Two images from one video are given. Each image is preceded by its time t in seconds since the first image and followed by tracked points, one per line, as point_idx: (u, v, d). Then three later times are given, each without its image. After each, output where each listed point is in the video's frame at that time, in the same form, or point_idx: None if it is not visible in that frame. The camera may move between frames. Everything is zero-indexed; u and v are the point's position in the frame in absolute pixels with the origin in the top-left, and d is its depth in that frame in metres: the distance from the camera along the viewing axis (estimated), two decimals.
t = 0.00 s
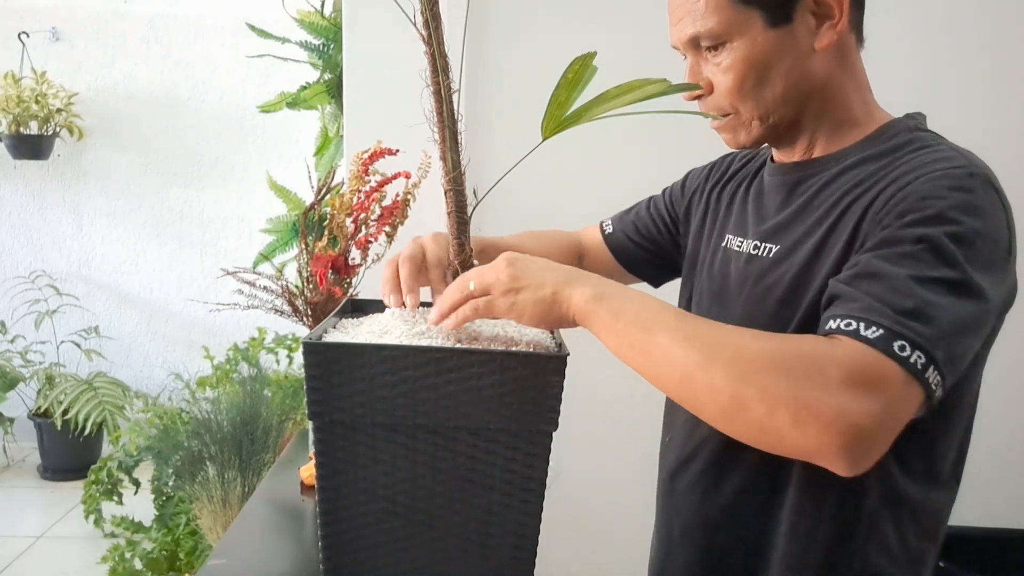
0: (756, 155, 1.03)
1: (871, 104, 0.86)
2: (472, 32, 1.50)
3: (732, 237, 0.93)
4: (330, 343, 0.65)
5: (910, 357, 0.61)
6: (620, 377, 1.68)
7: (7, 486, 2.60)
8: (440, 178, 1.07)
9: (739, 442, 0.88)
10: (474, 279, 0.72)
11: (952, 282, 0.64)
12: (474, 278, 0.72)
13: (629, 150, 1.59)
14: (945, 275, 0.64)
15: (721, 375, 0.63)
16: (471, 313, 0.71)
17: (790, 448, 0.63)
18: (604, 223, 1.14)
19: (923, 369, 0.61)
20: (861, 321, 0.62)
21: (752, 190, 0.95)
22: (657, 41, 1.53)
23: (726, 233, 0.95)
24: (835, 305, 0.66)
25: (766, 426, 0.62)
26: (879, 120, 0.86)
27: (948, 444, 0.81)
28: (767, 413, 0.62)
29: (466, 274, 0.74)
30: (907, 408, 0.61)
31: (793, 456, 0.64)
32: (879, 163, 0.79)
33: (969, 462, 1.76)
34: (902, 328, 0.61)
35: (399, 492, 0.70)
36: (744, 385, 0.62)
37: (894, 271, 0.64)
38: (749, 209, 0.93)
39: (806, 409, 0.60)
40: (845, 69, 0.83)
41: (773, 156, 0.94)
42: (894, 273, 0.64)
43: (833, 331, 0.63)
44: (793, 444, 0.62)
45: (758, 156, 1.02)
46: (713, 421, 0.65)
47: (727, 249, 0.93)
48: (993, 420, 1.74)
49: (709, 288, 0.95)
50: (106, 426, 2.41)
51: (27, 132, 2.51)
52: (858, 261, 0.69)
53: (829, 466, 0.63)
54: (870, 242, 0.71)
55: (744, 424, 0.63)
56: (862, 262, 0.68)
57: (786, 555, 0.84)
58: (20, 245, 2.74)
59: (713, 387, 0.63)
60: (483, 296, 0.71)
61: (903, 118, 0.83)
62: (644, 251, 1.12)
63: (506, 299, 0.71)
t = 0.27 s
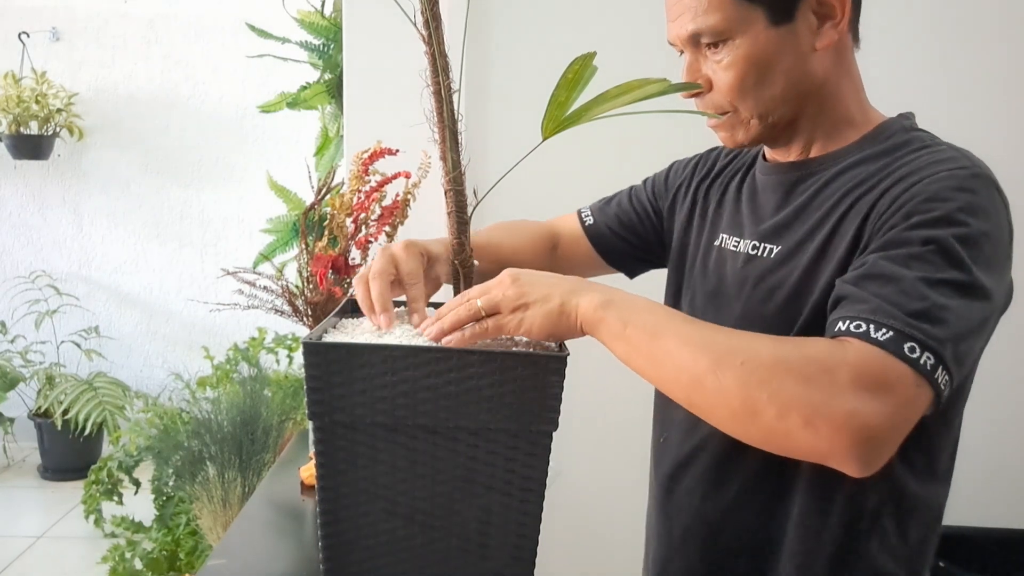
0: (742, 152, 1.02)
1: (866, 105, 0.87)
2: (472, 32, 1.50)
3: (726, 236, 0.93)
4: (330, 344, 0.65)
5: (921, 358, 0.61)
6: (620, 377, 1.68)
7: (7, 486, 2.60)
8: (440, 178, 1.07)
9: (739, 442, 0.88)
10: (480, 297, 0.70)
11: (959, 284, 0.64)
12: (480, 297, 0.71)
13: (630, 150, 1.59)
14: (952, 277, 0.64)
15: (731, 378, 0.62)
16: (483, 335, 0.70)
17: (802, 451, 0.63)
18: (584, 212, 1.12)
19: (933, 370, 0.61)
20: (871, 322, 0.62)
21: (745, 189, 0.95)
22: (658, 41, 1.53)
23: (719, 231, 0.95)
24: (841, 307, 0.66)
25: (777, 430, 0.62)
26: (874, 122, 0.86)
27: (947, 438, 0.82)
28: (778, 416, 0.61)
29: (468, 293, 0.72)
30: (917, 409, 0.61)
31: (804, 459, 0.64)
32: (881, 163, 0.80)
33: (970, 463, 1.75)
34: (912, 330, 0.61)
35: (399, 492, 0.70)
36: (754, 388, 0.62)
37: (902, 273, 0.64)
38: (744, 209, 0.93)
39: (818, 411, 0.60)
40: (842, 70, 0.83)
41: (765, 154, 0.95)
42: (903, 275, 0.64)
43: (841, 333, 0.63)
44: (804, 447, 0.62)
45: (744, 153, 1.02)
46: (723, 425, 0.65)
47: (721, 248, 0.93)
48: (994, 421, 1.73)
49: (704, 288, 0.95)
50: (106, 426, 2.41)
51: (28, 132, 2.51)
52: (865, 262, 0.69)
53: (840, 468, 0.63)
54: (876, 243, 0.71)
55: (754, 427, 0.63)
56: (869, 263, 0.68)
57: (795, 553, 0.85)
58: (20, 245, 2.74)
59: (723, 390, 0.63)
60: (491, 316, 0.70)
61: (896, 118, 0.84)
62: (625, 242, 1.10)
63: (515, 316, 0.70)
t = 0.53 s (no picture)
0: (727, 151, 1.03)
1: (855, 104, 0.87)
2: (473, 33, 1.50)
3: (718, 235, 0.93)
4: (330, 344, 0.65)
5: (918, 347, 0.61)
6: (620, 377, 1.68)
7: (7, 486, 2.60)
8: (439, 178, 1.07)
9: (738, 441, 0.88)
10: (465, 306, 0.70)
11: (955, 274, 0.65)
12: (464, 306, 0.70)
13: (630, 150, 1.59)
14: (949, 268, 0.65)
15: (727, 375, 0.62)
16: (470, 344, 0.69)
17: (802, 442, 0.63)
18: (568, 208, 1.08)
19: (930, 358, 0.61)
20: (868, 311, 0.62)
21: (734, 187, 0.95)
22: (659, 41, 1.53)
23: (710, 230, 0.95)
24: (839, 296, 0.66)
25: (777, 423, 0.62)
26: (863, 121, 0.87)
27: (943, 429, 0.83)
28: (777, 410, 0.62)
29: (452, 301, 0.72)
30: (913, 396, 0.62)
31: (803, 450, 0.65)
32: (877, 158, 0.80)
33: (971, 464, 1.75)
34: (909, 318, 0.61)
35: (399, 492, 0.70)
36: (751, 383, 0.62)
37: (900, 264, 0.64)
38: (734, 208, 0.93)
39: (817, 403, 0.60)
40: (833, 69, 0.84)
41: (754, 154, 0.95)
42: (901, 266, 0.64)
43: (840, 322, 0.63)
44: (804, 439, 0.63)
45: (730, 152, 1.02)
46: (720, 421, 0.65)
47: (713, 247, 0.93)
48: (996, 422, 1.73)
49: (695, 286, 0.95)
50: (106, 426, 2.41)
51: (28, 132, 2.51)
52: (863, 252, 0.69)
53: (840, 457, 0.64)
54: (873, 235, 0.71)
55: (754, 421, 0.63)
56: (867, 253, 0.68)
57: (803, 550, 0.85)
58: (20, 245, 2.74)
59: (720, 387, 0.63)
60: (477, 326, 0.70)
61: (885, 117, 0.85)
62: (612, 240, 1.07)
63: (502, 325, 0.69)
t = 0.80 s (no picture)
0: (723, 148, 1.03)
1: (853, 105, 0.87)
2: (473, 33, 1.50)
3: (714, 232, 0.93)
4: (331, 344, 0.65)
5: (917, 346, 0.61)
6: (620, 377, 1.68)
7: (7, 486, 2.60)
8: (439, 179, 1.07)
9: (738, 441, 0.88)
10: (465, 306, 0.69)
11: (954, 274, 0.65)
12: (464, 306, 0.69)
13: (630, 150, 1.59)
14: (949, 268, 0.65)
15: (724, 371, 0.62)
16: (473, 342, 0.69)
17: (798, 439, 0.63)
18: (562, 207, 1.08)
19: (928, 358, 0.62)
20: (867, 311, 0.62)
21: (729, 185, 0.95)
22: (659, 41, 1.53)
23: (705, 228, 0.95)
24: (838, 295, 0.66)
25: (774, 420, 0.62)
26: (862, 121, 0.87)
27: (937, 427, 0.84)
28: (774, 406, 0.62)
29: (450, 300, 0.71)
30: (912, 395, 0.62)
31: (799, 447, 0.65)
32: (878, 157, 0.80)
33: (973, 464, 1.75)
34: (908, 317, 0.61)
35: (399, 492, 0.70)
36: (748, 380, 0.62)
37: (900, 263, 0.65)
38: (730, 205, 0.93)
39: (814, 400, 0.60)
40: (833, 68, 0.84)
41: (749, 151, 0.95)
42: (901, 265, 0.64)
43: (838, 321, 0.63)
44: (801, 436, 0.63)
45: (726, 150, 1.02)
46: (717, 417, 0.65)
47: (709, 244, 0.93)
48: (997, 422, 1.73)
49: (689, 284, 0.95)
50: (106, 426, 2.41)
51: (28, 132, 2.51)
52: (862, 251, 0.69)
53: (836, 454, 0.64)
54: (873, 235, 0.71)
55: (750, 418, 0.63)
56: (866, 252, 0.68)
57: (801, 549, 0.85)
58: (20, 245, 2.74)
59: (718, 383, 0.63)
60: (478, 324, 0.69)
61: (884, 116, 0.85)
62: (608, 238, 1.07)
63: (503, 322, 0.69)
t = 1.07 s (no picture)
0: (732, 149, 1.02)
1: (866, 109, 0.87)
2: (473, 33, 1.50)
3: (718, 232, 0.93)
4: (331, 345, 0.65)
5: (913, 355, 0.61)
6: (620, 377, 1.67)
7: (7, 486, 2.60)
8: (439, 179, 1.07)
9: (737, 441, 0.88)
10: (455, 307, 0.70)
11: (955, 285, 0.65)
12: (455, 307, 0.70)
13: (630, 150, 1.59)
14: (950, 278, 0.65)
15: (718, 376, 0.62)
16: (460, 343, 0.69)
17: (790, 445, 0.63)
18: (566, 202, 1.08)
19: (924, 367, 0.62)
20: (865, 317, 0.62)
21: (738, 185, 0.95)
22: (659, 41, 1.53)
23: (711, 227, 0.95)
24: (837, 299, 0.66)
25: (766, 425, 0.62)
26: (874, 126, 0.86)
27: (931, 436, 0.84)
28: (767, 411, 0.62)
29: (443, 303, 0.72)
30: (906, 401, 0.62)
31: (791, 452, 0.65)
32: (885, 163, 0.80)
33: (972, 465, 1.75)
34: (905, 326, 0.61)
35: (399, 492, 0.70)
36: (742, 384, 0.62)
37: (901, 270, 0.65)
38: (738, 205, 0.93)
39: (807, 405, 0.60)
40: (845, 72, 0.84)
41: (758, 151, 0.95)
42: (901, 273, 0.65)
43: (836, 326, 0.63)
44: (793, 442, 0.63)
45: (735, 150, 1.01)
46: (710, 421, 0.65)
47: (713, 244, 0.93)
48: (996, 422, 1.73)
49: (691, 281, 0.95)
50: (107, 426, 2.41)
51: (28, 132, 2.51)
52: (865, 256, 0.69)
53: (828, 460, 0.64)
54: (878, 240, 0.71)
55: (743, 423, 0.63)
56: (870, 258, 0.68)
57: (796, 553, 0.85)
58: (20, 245, 2.74)
59: (712, 387, 0.62)
60: (467, 326, 0.70)
61: (896, 122, 0.85)
62: (608, 236, 1.08)
63: (492, 322, 0.69)
